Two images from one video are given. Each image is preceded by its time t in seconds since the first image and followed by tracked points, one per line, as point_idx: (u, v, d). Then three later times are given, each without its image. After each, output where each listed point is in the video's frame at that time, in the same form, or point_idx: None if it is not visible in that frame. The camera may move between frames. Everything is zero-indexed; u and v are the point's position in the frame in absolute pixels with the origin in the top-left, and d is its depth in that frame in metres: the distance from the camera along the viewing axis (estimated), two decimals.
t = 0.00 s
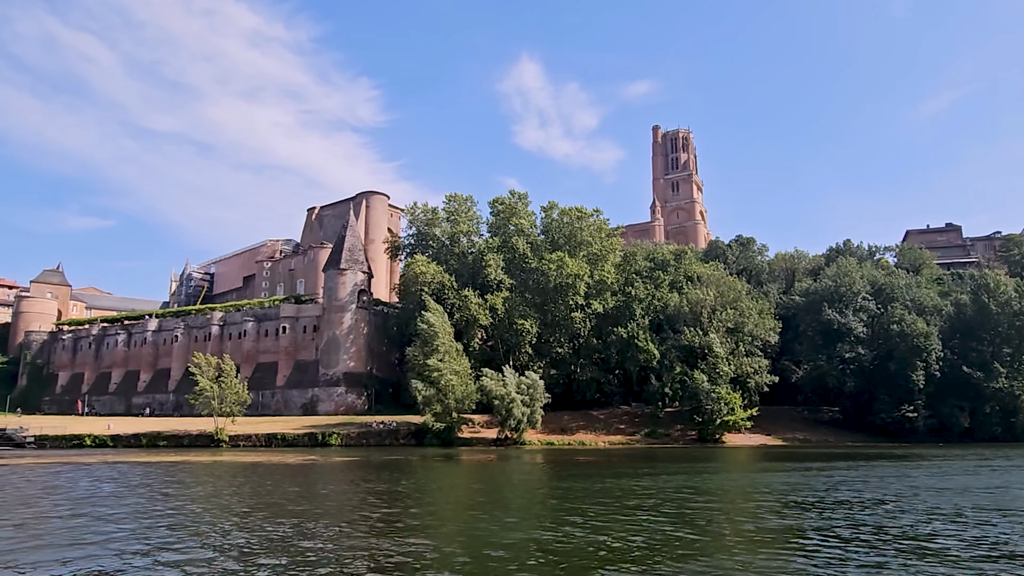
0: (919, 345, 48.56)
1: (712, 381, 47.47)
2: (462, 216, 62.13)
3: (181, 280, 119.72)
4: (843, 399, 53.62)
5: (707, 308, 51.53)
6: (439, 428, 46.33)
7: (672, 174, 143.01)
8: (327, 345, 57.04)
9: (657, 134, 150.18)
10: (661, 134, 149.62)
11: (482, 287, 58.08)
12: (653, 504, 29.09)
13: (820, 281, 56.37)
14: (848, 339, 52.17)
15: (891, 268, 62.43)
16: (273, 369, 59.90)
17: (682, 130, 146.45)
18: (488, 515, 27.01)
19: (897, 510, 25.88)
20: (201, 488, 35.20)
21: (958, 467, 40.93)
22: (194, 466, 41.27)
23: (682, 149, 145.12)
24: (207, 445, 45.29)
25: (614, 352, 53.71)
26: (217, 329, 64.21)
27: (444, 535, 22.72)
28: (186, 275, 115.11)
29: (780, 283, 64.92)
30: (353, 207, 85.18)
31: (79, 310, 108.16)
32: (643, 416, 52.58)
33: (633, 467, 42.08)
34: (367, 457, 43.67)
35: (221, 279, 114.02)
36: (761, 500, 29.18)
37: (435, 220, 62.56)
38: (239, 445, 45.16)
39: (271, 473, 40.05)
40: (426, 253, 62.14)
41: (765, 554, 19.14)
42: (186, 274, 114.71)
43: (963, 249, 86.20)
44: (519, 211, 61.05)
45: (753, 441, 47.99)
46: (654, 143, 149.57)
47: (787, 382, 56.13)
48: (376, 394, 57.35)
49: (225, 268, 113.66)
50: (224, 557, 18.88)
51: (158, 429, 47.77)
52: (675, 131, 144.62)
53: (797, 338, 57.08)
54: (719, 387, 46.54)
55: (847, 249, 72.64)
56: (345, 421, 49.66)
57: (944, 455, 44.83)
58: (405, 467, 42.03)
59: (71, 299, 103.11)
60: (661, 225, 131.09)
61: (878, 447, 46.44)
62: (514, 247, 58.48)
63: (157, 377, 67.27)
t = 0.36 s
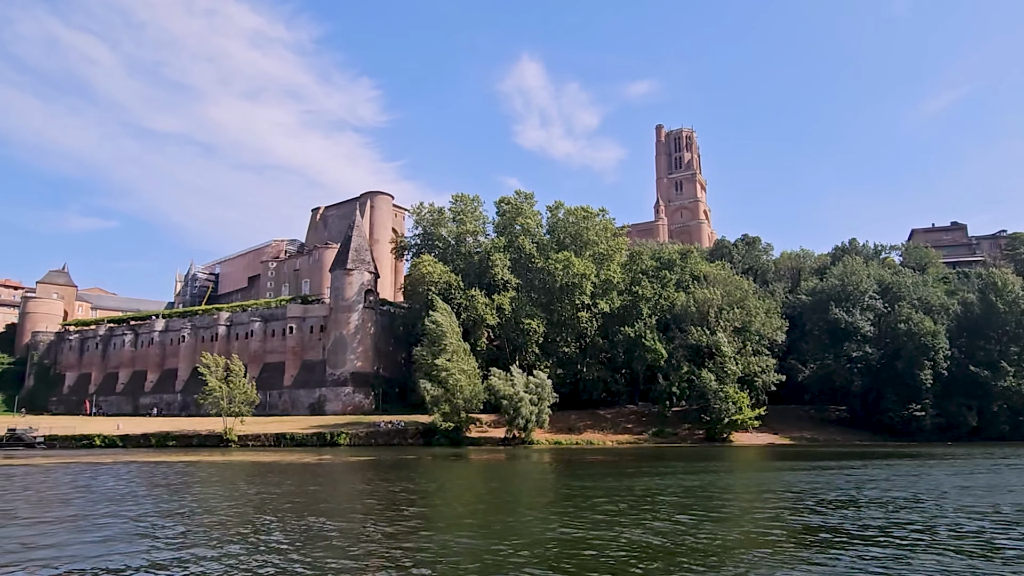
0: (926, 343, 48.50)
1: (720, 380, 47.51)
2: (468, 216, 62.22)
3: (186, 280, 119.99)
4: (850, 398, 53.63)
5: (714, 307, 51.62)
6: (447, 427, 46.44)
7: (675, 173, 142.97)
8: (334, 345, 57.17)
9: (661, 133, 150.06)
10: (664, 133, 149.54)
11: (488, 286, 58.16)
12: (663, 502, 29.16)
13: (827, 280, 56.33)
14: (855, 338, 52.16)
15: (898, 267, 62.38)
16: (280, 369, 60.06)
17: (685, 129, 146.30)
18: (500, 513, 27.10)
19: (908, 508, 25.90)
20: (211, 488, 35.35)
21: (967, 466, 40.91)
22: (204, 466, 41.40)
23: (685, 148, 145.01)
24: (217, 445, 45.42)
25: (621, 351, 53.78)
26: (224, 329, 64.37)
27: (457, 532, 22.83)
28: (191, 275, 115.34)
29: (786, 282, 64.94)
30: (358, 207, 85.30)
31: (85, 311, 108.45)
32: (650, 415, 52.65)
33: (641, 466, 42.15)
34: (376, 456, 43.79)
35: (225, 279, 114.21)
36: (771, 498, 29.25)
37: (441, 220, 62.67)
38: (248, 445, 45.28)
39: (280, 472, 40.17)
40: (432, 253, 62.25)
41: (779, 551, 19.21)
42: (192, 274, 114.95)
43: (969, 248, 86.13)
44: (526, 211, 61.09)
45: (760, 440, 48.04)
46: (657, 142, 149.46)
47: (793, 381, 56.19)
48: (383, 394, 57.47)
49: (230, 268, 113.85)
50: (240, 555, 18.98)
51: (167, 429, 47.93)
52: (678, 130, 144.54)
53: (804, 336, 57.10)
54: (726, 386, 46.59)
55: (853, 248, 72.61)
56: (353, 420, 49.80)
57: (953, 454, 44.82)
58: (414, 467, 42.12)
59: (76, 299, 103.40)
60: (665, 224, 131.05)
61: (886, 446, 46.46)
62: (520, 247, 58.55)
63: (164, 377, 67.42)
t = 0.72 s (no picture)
0: (934, 342, 48.40)
1: (728, 379, 47.54)
2: (474, 216, 62.33)
3: (191, 280, 120.23)
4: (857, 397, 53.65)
5: (721, 306, 51.68)
6: (455, 427, 46.54)
7: (679, 172, 142.91)
8: (341, 344, 57.28)
9: (664, 132, 150.05)
10: (668, 132, 149.53)
11: (495, 286, 58.21)
12: (671, 499, 29.28)
13: (834, 279, 56.29)
14: (863, 336, 52.13)
15: (905, 266, 62.36)
16: (287, 369, 60.22)
17: (689, 128, 146.23)
18: (511, 511, 27.20)
19: (919, 504, 25.90)
20: (221, 487, 35.46)
21: (976, 464, 40.84)
22: (213, 465, 41.52)
23: (689, 147, 144.93)
24: (226, 445, 45.56)
25: (629, 350, 53.82)
26: (231, 329, 64.56)
27: (469, 529, 22.92)
28: (197, 275, 115.58)
29: (793, 282, 64.93)
30: (363, 207, 85.45)
31: (91, 311, 108.77)
32: (657, 414, 52.70)
33: (649, 465, 42.19)
34: (384, 455, 43.89)
35: (230, 279, 114.41)
36: (780, 494, 29.28)
37: (448, 220, 62.79)
38: (257, 444, 45.40)
39: (289, 471, 40.25)
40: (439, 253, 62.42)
41: (792, 544, 19.24)
42: (197, 275, 115.18)
43: (975, 246, 86.06)
44: (532, 211, 61.17)
45: (768, 439, 48.11)
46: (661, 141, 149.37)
47: (800, 380, 56.24)
48: (390, 393, 57.57)
49: (235, 268, 114.05)
50: (254, 553, 19.04)
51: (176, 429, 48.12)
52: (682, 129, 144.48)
53: (810, 335, 57.13)
54: (734, 385, 46.64)
55: (860, 247, 72.61)
56: (361, 420, 49.92)
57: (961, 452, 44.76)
58: (422, 466, 42.20)
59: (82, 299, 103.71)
60: (669, 223, 131.00)
61: (894, 445, 46.47)
62: (527, 247, 58.64)
63: (171, 377, 67.56)
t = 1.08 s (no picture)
0: (942, 341, 48.38)
1: (736, 378, 47.58)
2: (481, 215, 62.41)
3: (197, 280, 120.55)
4: (864, 396, 53.73)
5: (729, 305, 51.72)
6: (464, 426, 46.66)
7: (683, 171, 142.84)
8: (349, 344, 57.41)
9: (668, 131, 149.99)
10: (672, 131, 149.50)
11: (503, 285, 58.29)
12: (683, 497, 29.36)
13: (842, 278, 56.25)
14: (871, 335, 52.12)
15: (911, 264, 62.35)
16: (295, 368, 60.38)
17: (693, 126, 146.17)
18: (524, 509, 27.23)
19: (932, 502, 25.93)
20: (232, 485, 35.57)
21: (985, 463, 40.83)
22: (223, 464, 41.67)
23: (693, 145, 144.81)
24: (235, 444, 45.74)
25: (636, 349, 53.90)
26: (238, 329, 64.75)
27: (484, 527, 23.00)
28: (202, 274, 115.84)
29: (799, 280, 64.96)
30: (368, 206, 85.60)
31: (97, 311, 109.05)
32: (665, 413, 52.79)
33: (658, 464, 42.27)
34: (393, 454, 44.04)
35: (236, 278, 114.69)
36: (791, 492, 29.31)
37: (455, 219, 62.89)
38: (266, 443, 45.56)
39: (298, 470, 40.37)
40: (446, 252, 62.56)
41: (808, 541, 19.29)
42: (202, 274, 115.44)
43: (981, 244, 86.02)
44: (539, 210, 61.25)
45: (776, 438, 48.19)
46: (664, 140, 149.28)
47: (807, 378, 56.29)
48: (398, 393, 57.69)
49: (240, 267, 114.31)
50: (268, 550, 19.08)
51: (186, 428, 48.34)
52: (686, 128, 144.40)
53: (817, 334, 57.19)
54: (743, 383, 46.72)
55: (866, 245, 72.64)
56: (369, 419, 50.04)
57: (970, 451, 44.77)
58: (432, 465, 42.32)
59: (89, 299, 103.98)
60: (673, 221, 130.98)
61: (902, 444, 46.52)
62: (534, 246, 58.73)
63: (179, 376, 67.75)
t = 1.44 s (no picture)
0: (951, 339, 48.35)
1: (745, 377, 47.60)
2: (489, 214, 62.51)
3: (203, 279, 120.84)
4: (873, 394, 53.73)
5: (737, 303, 51.69)
6: (473, 424, 46.77)
7: (688, 169, 142.63)
8: (357, 342, 57.55)
9: (672, 129, 149.86)
10: (676, 129, 149.37)
11: (510, 284, 58.34)
12: (695, 494, 29.40)
13: (850, 276, 56.15)
14: (879, 333, 52.07)
15: (919, 262, 62.25)
16: (303, 367, 60.56)
17: (698, 124, 145.96)
18: (535, 506, 27.30)
19: (945, 500, 25.92)
20: (243, 483, 35.70)
21: (995, 462, 40.79)
22: (234, 462, 41.85)
23: (697, 144, 144.54)
24: (245, 442, 45.95)
25: (644, 348, 53.96)
26: (246, 327, 64.95)
27: (498, 524, 23.07)
28: (208, 273, 116.10)
29: (806, 279, 64.95)
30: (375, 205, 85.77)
31: (104, 310, 109.36)
32: (673, 412, 52.84)
33: (667, 463, 42.33)
34: (402, 452, 44.20)
35: (242, 277, 114.98)
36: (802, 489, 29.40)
37: (462, 218, 62.98)
38: (276, 441, 45.73)
39: (308, 468, 40.52)
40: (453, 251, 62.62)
41: (824, 537, 19.33)
42: (208, 273, 115.71)
43: (988, 242, 85.82)
44: (546, 209, 61.38)
45: (785, 436, 48.23)
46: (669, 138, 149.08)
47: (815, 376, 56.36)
48: (406, 391, 57.83)
49: (246, 266, 114.58)
50: (283, 545, 19.12)
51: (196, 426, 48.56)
52: (691, 126, 144.22)
53: (825, 333, 57.18)
54: (751, 382, 46.77)
55: (873, 243, 72.58)
56: (378, 418, 50.17)
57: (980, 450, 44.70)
58: (441, 463, 42.43)
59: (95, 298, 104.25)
60: (678, 220, 130.85)
61: (911, 442, 46.50)
62: (542, 244, 58.81)
63: (187, 375, 67.97)
